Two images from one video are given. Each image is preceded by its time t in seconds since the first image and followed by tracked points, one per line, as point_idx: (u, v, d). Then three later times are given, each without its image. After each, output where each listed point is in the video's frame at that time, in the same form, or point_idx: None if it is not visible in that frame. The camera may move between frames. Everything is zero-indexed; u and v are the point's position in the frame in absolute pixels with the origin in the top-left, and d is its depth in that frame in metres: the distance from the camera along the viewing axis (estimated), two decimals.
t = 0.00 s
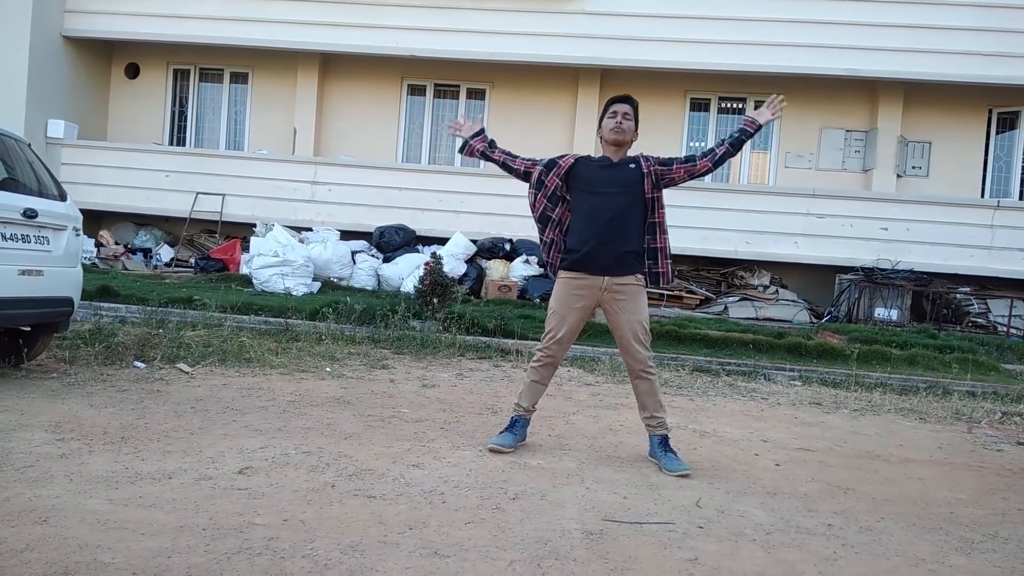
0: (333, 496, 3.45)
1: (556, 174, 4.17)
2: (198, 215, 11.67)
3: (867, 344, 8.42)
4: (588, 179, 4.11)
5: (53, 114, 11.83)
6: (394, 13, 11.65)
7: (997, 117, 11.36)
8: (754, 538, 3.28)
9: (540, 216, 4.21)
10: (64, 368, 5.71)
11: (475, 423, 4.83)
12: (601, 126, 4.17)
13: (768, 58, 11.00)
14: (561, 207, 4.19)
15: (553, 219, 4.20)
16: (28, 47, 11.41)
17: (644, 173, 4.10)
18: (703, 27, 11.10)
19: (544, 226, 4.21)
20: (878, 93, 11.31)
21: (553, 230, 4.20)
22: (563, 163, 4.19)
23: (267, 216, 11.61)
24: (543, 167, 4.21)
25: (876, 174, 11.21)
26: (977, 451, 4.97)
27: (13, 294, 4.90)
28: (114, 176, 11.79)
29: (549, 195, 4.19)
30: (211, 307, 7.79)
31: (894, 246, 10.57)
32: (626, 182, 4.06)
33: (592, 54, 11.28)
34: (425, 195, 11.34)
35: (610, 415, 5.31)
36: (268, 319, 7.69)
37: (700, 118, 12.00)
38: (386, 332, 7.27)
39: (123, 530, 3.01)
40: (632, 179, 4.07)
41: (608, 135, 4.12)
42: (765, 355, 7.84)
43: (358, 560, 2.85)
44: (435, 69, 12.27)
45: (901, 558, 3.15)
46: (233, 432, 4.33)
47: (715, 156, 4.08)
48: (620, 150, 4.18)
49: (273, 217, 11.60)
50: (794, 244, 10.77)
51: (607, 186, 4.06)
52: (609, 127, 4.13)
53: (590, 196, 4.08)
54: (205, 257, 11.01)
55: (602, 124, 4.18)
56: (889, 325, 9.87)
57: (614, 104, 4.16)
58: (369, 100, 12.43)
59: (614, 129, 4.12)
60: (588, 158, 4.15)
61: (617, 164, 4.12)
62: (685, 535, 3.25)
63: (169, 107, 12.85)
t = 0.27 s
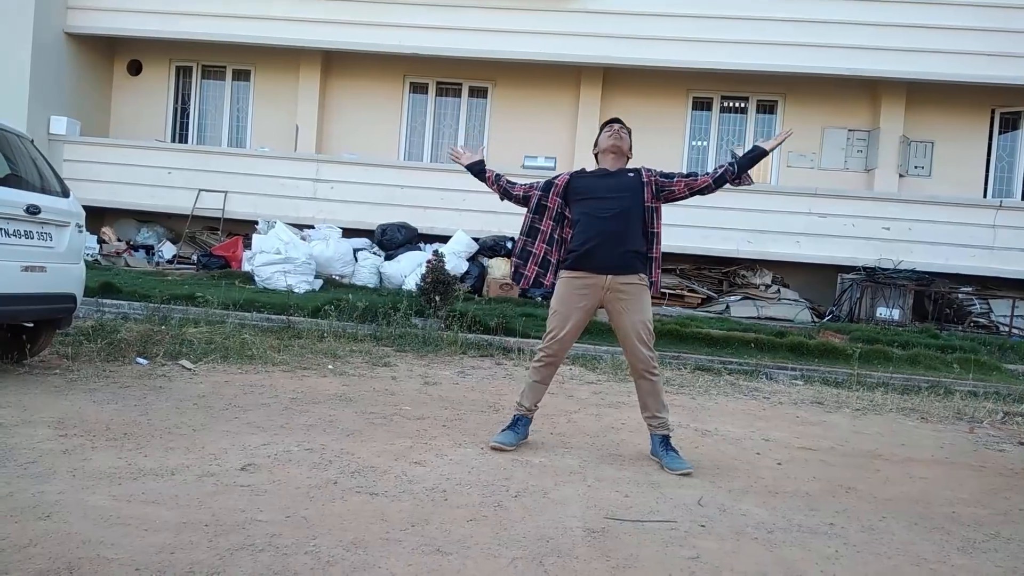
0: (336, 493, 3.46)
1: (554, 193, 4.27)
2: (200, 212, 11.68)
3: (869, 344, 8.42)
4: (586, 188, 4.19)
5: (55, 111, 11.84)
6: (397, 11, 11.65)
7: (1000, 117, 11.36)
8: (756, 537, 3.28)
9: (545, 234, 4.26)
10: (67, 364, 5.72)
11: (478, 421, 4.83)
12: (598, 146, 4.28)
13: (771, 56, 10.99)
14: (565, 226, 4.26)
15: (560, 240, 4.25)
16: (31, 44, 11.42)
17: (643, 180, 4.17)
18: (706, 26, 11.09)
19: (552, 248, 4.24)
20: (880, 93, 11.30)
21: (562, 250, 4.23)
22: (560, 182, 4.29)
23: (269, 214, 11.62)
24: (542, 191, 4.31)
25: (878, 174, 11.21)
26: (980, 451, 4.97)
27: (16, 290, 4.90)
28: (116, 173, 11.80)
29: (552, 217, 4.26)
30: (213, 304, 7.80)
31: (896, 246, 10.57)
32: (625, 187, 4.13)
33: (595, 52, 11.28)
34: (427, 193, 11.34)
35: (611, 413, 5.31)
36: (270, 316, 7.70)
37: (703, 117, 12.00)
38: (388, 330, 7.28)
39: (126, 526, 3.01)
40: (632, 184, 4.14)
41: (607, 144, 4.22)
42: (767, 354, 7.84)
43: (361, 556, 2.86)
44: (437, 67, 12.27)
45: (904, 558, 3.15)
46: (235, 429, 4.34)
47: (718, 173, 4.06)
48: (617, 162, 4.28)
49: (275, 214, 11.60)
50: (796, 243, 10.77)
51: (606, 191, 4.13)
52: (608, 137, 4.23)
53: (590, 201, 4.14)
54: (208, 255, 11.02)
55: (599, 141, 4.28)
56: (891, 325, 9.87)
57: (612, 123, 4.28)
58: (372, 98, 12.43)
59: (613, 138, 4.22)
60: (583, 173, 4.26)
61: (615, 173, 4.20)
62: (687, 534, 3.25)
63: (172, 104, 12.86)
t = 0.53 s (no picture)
0: (332, 495, 3.46)
1: (552, 202, 4.28)
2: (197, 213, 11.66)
3: (865, 346, 8.43)
4: (583, 193, 4.21)
5: (52, 112, 11.82)
6: (394, 12, 11.65)
7: (996, 119, 11.39)
8: (753, 538, 3.29)
9: (548, 241, 4.30)
10: (63, 366, 5.71)
11: (474, 423, 4.83)
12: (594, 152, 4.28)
13: (767, 59, 11.00)
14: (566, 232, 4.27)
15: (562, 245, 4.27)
16: (27, 45, 11.40)
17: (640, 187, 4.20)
18: (701, 28, 11.11)
19: (556, 254, 4.29)
20: (877, 95, 11.33)
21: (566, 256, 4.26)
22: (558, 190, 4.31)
23: (266, 215, 11.61)
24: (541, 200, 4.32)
25: (874, 176, 11.23)
26: (975, 453, 4.98)
27: (12, 291, 4.89)
28: (113, 174, 11.78)
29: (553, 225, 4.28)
30: (210, 306, 7.79)
31: (892, 248, 10.59)
32: (622, 191, 4.16)
33: (591, 54, 11.29)
34: (424, 195, 11.34)
35: (608, 415, 5.32)
36: (267, 318, 7.69)
37: (699, 119, 12.02)
38: (385, 331, 7.28)
39: (122, 528, 3.01)
40: (629, 190, 4.16)
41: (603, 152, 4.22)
42: (764, 356, 7.85)
43: (358, 558, 2.85)
44: (435, 69, 12.27)
45: (899, 559, 3.16)
46: (232, 431, 4.33)
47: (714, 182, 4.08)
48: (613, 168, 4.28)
49: (272, 216, 11.59)
50: (793, 245, 10.79)
51: (603, 195, 4.15)
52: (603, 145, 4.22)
53: (588, 205, 4.15)
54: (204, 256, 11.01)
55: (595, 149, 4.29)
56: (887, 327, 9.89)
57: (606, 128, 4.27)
58: (368, 100, 12.43)
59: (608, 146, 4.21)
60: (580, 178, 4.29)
61: (612, 179, 4.22)
62: (684, 535, 3.26)
63: (169, 105, 12.84)
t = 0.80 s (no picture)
0: (333, 494, 3.46)
1: (555, 199, 4.26)
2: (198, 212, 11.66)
3: (866, 346, 8.43)
4: (586, 193, 4.21)
5: (53, 110, 11.81)
6: (395, 11, 11.64)
7: (997, 119, 11.38)
8: (753, 538, 3.29)
9: (547, 239, 4.27)
10: (63, 364, 5.71)
11: (475, 422, 4.83)
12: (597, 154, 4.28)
13: (768, 59, 11.00)
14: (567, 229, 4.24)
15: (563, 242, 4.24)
16: (29, 43, 11.40)
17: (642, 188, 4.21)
18: (703, 28, 11.11)
19: (555, 252, 4.25)
20: (878, 95, 11.32)
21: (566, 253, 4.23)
22: (560, 187, 4.29)
23: (266, 214, 11.61)
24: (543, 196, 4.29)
25: (875, 176, 11.22)
26: (976, 453, 4.98)
27: (12, 289, 4.89)
28: (114, 172, 11.79)
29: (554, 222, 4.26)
30: (211, 304, 7.79)
31: (893, 248, 10.58)
32: (624, 193, 4.16)
33: (593, 53, 11.28)
34: (425, 194, 11.34)
35: (608, 414, 5.32)
36: (268, 317, 7.69)
37: (701, 118, 12.01)
38: (385, 330, 7.28)
39: (123, 526, 3.01)
40: (631, 191, 4.17)
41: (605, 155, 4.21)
42: (764, 356, 7.85)
43: (358, 557, 2.86)
44: (436, 68, 12.27)
45: (900, 559, 3.16)
46: (232, 429, 4.33)
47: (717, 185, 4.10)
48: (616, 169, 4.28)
49: (273, 214, 11.59)
50: (793, 244, 10.79)
51: (606, 195, 4.16)
52: (606, 148, 4.21)
53: (590, 205, 4.16)
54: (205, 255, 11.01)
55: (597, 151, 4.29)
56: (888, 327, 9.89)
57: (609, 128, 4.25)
58: (370, 98, 12.43)
59: (611, 149, 4.20)
60: (583, 178, 4.29)
61: (614, 180, 4.23)
62: (684, 535, 3.26)
63: (170, 104, 12.84)
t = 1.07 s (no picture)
0: (339, 495, 3.46)
1: (558, 207, 4.29)
2: (203, 213, 11.69)
3: (872, 348, 8.41)
4: (589, 201, 4.24)
5: (59, 112, 11.86)
6: (400, 13, 11.65)
7: (1003, 121, 11.35)
8: (759, 540, 3.28)
9: (545, 246, 4.28)
10: (70, 365, 5.72)
11: (480, 423, 4.83)
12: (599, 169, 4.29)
13: (774, 60, 10.99)
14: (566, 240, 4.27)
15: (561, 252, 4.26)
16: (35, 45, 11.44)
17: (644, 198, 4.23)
18: (708, 29, 11.09)
19: (552, 260, 4.26)
20: (884, 97, 11.30)
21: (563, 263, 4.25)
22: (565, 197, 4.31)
23: (272, 215, 11.63)
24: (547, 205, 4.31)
25: (881, 177, 11.20)
26: (983, 456, 4.96)
27: (19, 290, 4.91)
28: (120, 174, 11.82)
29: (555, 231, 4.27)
30: (216, 306, 7.81)
31: (899, 249, 10.56)
32: (628, 202, 4.18)
33: (597, 55, 11.28)
34: (430, 195, 11.35)
35: (614, 416, 5.31)
36: (273, 318, 7.70)
37: (706, 120, 12.00)
38: (390, 332, 7.29)
39: (130, 527, 3.02)
40: (634, 200, 4.19)
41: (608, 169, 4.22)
42: (770, 357, 7.84)
43: (364, 558, 2.86)
44: (441, 70, 12.28)
45: (907, 562, 3.15)
46: (239, 430, 4.34)
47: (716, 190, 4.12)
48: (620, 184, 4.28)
49: (278, 216, 11.61)
50: (799, 246, 10.77)
51: (610, 204, 4.17)
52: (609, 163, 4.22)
53: (593, 213, 4.17)
54: (211, 256, 11.04)
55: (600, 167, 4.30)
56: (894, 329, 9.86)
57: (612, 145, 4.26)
58: (375, 100, 12.45)
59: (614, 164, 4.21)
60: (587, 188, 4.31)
61: (618, 192, 4.24)
62: (690, 537, 3.25)
63: (176, 106, 12.87)
